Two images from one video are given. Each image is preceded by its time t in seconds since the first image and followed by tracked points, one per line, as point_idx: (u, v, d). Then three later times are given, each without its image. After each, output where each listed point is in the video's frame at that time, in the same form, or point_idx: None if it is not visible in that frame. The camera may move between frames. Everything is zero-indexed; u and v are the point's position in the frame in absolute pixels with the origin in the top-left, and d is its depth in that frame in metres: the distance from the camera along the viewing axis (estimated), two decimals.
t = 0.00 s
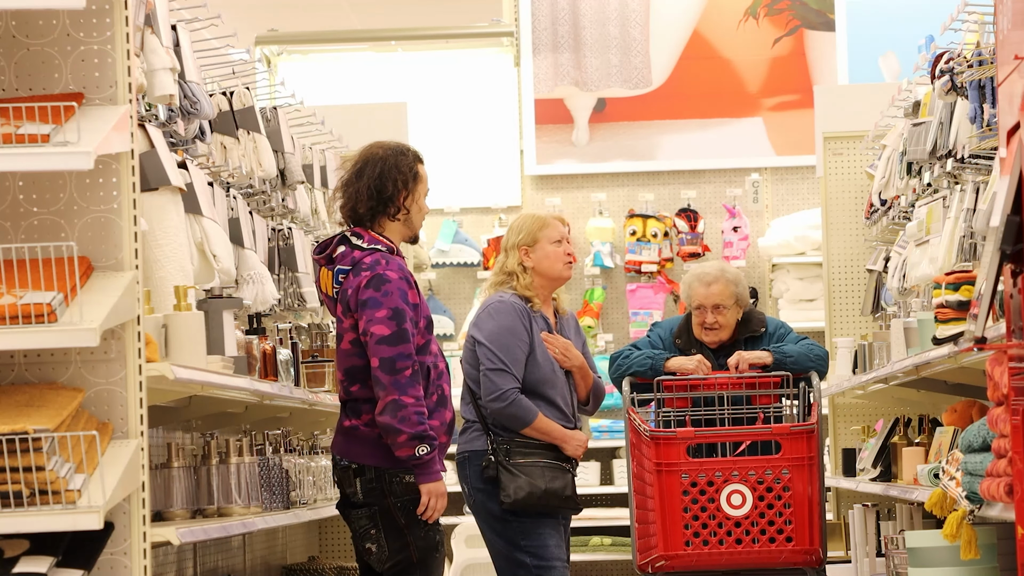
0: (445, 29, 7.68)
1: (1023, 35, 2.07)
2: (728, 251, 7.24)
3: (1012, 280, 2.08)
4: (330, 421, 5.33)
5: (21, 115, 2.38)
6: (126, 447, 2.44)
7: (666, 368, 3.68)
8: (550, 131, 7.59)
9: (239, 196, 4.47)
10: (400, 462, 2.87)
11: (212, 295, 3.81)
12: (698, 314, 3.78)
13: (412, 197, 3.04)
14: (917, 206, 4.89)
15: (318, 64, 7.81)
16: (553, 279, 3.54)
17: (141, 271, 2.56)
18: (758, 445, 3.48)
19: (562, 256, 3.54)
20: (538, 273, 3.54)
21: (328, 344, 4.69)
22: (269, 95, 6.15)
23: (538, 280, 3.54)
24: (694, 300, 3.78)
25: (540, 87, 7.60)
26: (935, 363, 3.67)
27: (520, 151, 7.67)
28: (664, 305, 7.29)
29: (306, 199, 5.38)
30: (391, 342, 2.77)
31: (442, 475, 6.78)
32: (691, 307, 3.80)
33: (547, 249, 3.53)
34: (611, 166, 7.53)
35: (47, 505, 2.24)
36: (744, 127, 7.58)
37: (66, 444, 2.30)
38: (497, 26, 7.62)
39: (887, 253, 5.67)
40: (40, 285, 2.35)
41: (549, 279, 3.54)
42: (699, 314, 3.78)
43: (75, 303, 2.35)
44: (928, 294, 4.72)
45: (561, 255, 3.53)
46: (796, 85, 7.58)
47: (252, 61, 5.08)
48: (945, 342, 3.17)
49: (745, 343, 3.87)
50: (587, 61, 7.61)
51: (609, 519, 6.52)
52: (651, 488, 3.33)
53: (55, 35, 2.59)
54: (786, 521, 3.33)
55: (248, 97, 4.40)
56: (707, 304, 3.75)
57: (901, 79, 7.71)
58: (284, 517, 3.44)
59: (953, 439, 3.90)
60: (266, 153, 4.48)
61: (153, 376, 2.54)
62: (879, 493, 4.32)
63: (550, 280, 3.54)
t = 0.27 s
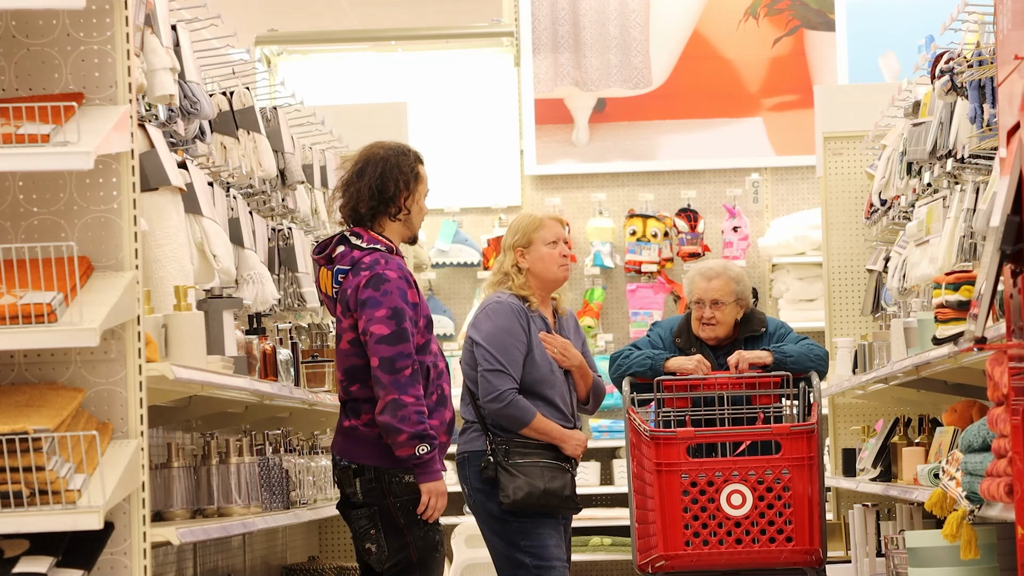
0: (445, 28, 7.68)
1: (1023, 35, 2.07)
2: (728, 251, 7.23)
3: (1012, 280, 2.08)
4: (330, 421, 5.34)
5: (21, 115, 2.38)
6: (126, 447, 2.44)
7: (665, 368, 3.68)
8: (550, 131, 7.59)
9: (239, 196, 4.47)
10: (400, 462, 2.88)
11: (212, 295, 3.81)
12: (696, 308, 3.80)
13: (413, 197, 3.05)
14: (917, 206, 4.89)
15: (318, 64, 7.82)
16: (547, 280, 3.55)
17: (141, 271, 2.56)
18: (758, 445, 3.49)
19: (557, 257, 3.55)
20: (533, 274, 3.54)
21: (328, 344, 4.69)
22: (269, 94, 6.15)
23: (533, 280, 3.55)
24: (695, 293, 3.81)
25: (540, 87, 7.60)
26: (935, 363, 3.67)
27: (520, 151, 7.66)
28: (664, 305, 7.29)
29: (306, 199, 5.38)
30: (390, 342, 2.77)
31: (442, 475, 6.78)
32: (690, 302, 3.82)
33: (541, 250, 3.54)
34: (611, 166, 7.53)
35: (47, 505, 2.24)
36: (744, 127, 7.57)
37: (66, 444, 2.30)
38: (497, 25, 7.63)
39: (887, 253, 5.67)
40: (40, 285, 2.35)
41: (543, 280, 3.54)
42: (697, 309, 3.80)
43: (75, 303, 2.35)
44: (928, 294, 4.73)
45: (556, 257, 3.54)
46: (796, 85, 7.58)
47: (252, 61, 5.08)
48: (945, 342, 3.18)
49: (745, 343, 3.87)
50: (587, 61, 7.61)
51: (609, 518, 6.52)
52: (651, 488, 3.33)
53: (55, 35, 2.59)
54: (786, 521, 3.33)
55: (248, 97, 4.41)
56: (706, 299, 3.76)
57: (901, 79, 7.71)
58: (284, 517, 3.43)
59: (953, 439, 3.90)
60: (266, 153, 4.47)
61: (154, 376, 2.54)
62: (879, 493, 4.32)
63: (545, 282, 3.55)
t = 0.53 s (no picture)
0: (445, 28, 7.68)
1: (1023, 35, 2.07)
2: (728, 251, 7.23)
3: (1012, 279, 2.08)
4: (330, 421, 5.34)
5: (21, 115, 2.38)
6: (126, 447, 2.44)
7: (666, 368, 3.68)
8: (550, 131, 7.59)
9: (239, 196, 4.47)
10: (400, 461, 2.87)
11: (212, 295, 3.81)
12: (697, 307, 3.80)
13: (413, 197, 3.05)
14: (917, 206, 4.89)
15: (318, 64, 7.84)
16: (545, 281, 3.55)
17: (141, 271, 2.56)
18: (758, 445, 3.49)
19: (553, 257, 3.55)
20: (530, 276, 3.55)
21: (328, 345, 4.69)
22: (269, 94, 6.15)
23: (532, 281, 3.55)
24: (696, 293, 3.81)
25: (540, 87, 7.60)
26: (935, 363, 3.67)
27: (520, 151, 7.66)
28: (664, 305, 7.29)
29: (306, 199, 5.38)
30: (389, 341, 2.77)
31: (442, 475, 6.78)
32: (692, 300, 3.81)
33: (537, 252, 3.55)
34: (611, 166, 7.53)
35: (47, 505, 2.24)
36: (744, 127, 7.57)
37: (66, 444, 2.30)
38: (497, 25, 7.62)
39: (887, 253, 5.67)
40: (40, 285, 2.35)
41: (541, 282, 3.55)
42: (698, 308, 3.80)
43: (75, 303, 2.35)
44: (928, 294, 4.73)
45: (551, 258, 3.54)
46: (796, 85, 7.58)
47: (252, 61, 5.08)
48: (945, 342, 3.18)
49: (745, 343, 3.87)
50: (587, 61, 7.61)
51: (609, 518, 6.52)
52: (651, 488, 3.33)
53: (55, 35, 2.59)
54: (786, 521, 3.33)
55: (248, 97, 4.40)
56: (708, 298, 3.76)
57: (901, 79, 7.71)
58: (284, 517, 3.43)
59: (953, 439, 3.90)
60: (266, 153, 4.47)
61: (154, 376, 2.54)
62: (879, 493, 4.32)
63: (542, 283, 3.55)
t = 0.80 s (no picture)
0: (445, 28, 7.68)
1: (1023, 35, 2.07)
2: (728, 251, 7.23)
3: (1012, 279, 2.08)
4: (330, 421, 5.34)
5: (21, 115, 2.38)
6: (126, 447, 2.44)
7: (666, 368, 3.68)
8: (550, 131, 7.58)
9: (239, 196, 4.47)
10: (399, 461, 2.87)
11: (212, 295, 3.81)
12: (698, 307, 3.80)
13: (414, 197, 3.05)
14: (917, 206, 4.89)
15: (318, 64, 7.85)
16: (538, 281, 3.54)
17: (141, 271, 2.56)
18: (758, 445, 3.49)
19: (546, 256, 3.53)
20: (524, 276, 3.56)
21: (328, 344, 4.70)
22: (269, 95, 6.15)
23: (526, 281, 3.56)
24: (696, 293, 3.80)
25: (540, 87, 7.60)
26: (935, 363, 3.67)
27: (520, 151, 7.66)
28: (664, 305, 7.28)
29: (306, 199, 5.38)
30: (390, 341, 2.77)
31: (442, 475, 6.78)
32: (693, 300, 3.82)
33: (530, 251, 3.54)
34: (611, 166, 7.52)
35: (47, 505, 2.24)
36: (744, 127, 7.57)
37: (66, 444, 2.30)
38: (497, 26, 7.63)
39: (887, 253, 5.67)
40: (40, 285, 2.35)
41: (534, 281, 3.55)
42: (699, 307, 3.80)
43: (75, 303, 2.35)
44: (928, 294, 4.73)
45: (544, 256, 3.53)
46: (796, 85, 7.58)
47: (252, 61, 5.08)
48: (945, 342, 3.18)
49: (745, 343, 3.87)
50: (587, 61, 7.61)
51: (609, 518, 6.52)
52: (651, 488, 3.33)
53: (55, 35, 2.59)
54: (786, 521, 3.33)
55: (248, 97, 4.41)
56: (708, 298, 3.76)
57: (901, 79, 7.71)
58: (284, 517, 3.43)
59: (953, 439, 3.90)
60: (266, 153, 4.47)
61: (153, 376, 2.54)
62: (880, 493, 4.32)
63: (535, 283, 3.55)
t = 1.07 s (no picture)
0: (445, 28, 7.69)
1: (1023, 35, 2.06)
2: (729, 251, 7.23)
3: (1012, 279, 2.08)
4: (330, 422, 5.34)
5: (21, 115, 2.38)
6: (125, 447, 2.44)
7: (665, 368, 3.68)
8: (550, 131, 7.58)
9: (239, 196, 4.47)
10: (398, 461, 2.88)
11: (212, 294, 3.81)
12: (697, 307, 3.80)
13: (416, 197, 3.05)
14: (917, 206, 4.89)
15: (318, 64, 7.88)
16: (512, 279, 3.53)
17: (141, 271, 2.56)
18: (758, 445, 3.49)
19: (514, 254, 3.53)
20: (497, 277, 3.55)
21: (328, 344, 4.70)
22: (269, 95, 6.15)
23: (500, 282, 3.55)
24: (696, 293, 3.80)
25: (540, 87, 7.60)
26: (935, 363, 3.67)
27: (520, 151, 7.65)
28: (664, 305, 7.28)
29: (306, 199, 5.38)
30: (391, 342, 2.77)
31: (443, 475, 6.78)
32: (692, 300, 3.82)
33: (498, 251, 3.53)
34: (611, 166, 7.52)
35: (47, 505, 2.24)
36: (744, 127, 7.57)
37: (66, 444, 2.30)
38: (497, 26, 7.63)
39: (887, 253, 5.67)
40: (40, 285, 2.35)
41: (508, 280, 3.54)
42: (698, 308, 3.80)
43: (75, 303, 2.35)
44: (928, 294, 4.73)
45: (513, 254, 3.53)
46: (796, 85, 7.58)
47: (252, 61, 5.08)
48: (945, 342, 3.17)
49: (745, 343, 3.87)
50: (587, 61, 7.61)
51: (609, 518, 6.52)
52: (651, 488, 3.33)
53: (55, 35, 2.59)
54: (786, 521, 3.33)
55: (248, 97, 4.41)
56: (707, 298, 3.76)
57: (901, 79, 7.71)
58: (284, 517, 3.43)
59: (953, 439, 3.90)
60: (266, 154, 4.47)
61: (153, 376, 2.54)
62: (880, 493, 4.32)
63: (509, 282, 3.54)
